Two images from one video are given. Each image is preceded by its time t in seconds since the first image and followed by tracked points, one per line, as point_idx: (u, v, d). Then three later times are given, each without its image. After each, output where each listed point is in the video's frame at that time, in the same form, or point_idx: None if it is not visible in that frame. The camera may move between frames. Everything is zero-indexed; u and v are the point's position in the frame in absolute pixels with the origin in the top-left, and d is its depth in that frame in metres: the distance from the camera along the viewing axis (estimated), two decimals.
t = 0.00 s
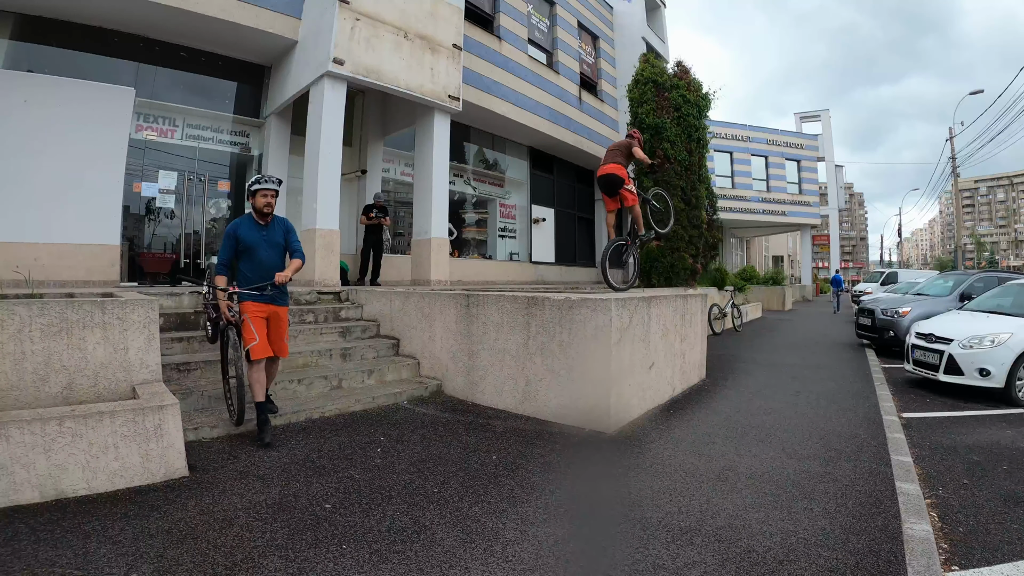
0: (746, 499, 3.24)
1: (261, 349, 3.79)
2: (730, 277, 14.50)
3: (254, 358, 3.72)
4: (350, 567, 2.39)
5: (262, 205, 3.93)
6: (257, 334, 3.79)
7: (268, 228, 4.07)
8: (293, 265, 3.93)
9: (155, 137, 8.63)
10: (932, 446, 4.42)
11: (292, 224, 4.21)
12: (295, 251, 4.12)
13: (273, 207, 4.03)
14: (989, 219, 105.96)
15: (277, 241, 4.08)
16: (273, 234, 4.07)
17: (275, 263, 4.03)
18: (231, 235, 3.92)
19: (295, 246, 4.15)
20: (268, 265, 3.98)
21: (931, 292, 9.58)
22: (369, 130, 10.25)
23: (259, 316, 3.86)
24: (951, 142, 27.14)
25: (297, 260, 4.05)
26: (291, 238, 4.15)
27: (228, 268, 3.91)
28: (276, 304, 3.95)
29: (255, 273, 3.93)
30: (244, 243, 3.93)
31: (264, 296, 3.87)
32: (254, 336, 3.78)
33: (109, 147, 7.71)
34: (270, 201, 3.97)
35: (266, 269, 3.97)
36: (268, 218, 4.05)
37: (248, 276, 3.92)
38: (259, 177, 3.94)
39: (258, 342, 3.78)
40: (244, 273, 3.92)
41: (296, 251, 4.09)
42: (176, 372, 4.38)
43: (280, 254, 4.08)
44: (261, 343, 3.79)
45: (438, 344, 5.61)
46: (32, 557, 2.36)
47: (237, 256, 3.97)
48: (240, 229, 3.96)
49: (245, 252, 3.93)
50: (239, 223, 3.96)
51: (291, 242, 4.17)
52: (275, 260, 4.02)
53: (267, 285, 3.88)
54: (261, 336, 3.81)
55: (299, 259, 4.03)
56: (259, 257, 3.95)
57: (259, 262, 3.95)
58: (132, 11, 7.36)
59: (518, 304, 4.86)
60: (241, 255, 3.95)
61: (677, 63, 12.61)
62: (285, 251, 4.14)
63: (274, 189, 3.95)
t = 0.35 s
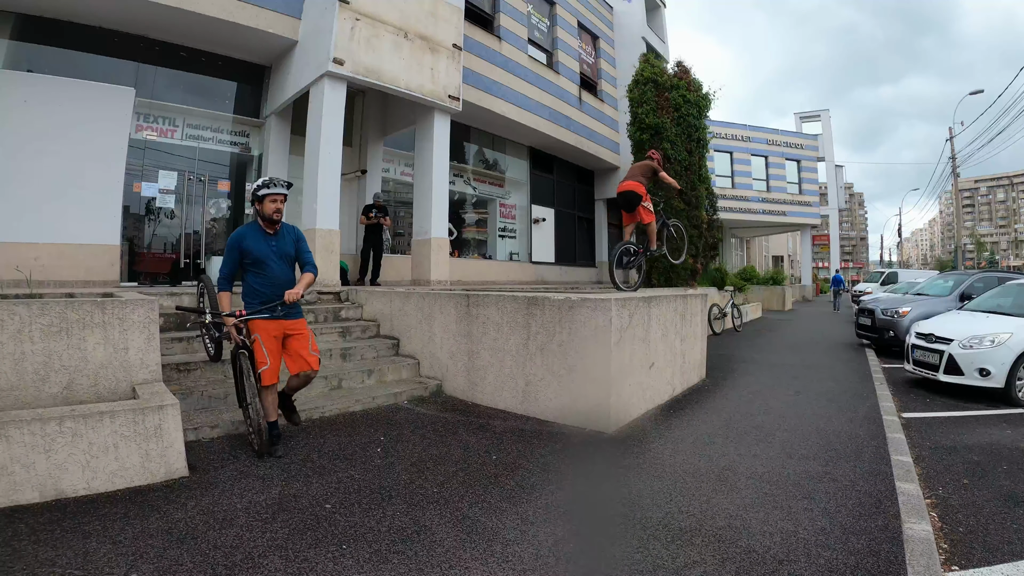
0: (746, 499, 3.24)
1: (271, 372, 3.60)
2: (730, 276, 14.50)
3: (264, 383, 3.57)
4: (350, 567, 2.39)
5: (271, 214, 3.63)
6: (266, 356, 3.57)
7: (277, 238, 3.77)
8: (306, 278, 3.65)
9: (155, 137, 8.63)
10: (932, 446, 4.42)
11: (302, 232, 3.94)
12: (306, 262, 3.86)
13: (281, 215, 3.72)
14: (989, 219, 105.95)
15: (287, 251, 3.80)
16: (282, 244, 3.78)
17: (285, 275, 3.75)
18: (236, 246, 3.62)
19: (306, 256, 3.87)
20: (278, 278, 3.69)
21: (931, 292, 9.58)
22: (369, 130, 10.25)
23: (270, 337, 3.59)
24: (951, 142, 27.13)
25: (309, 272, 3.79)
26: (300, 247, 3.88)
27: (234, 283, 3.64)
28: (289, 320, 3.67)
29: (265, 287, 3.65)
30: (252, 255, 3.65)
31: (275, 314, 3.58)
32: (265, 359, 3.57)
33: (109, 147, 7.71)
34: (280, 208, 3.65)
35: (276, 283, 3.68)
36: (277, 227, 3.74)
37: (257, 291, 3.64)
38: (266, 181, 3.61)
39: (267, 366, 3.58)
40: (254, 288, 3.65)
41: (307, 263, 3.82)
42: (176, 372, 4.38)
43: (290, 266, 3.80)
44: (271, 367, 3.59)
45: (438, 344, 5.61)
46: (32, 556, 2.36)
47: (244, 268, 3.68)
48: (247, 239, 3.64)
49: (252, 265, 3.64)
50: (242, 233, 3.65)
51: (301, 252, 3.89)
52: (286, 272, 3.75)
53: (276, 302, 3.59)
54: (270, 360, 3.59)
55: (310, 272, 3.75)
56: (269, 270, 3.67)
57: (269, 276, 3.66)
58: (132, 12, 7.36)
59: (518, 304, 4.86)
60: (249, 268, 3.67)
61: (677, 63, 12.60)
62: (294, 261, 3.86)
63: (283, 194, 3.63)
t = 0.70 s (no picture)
0: (745, 499, 3.25)
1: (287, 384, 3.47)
2: (730, 276, 14.50)
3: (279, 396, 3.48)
4: (350, 567, 2.39)
5: (296, 213, 3.35)
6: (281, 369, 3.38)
7: (300, 239, 3.48)
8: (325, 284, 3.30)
9: (155, 136, 8.63)
10: (932, 446, 4.42)
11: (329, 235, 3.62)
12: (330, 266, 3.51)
13: (310, 215, 3.43)
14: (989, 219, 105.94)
15: (310, 254, 3.48)
16: (305, 246, 3.48)
17: (305, 280, 3.46)
18: (254, 244, 3.36)
19: (331, 261, 3.53)
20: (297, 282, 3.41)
21: (931, 292, 9.58)
22: (369, 130, 10.25)
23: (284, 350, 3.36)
24: (951, 142, 27.14)
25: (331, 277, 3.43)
26: (325, 250, 3.55)
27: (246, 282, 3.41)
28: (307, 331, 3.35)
29: (278, 291, 3.39)
30: (269, 256, 3.37)
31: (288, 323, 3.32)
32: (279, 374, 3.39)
33: (109, 147, 7.71)
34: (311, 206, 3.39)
35: (295, 288, 3.42)
36: (303, 226, 3.46)
37: (269, 294, 3.39)
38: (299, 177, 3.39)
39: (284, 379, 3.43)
40: (267, 291, 3.40)
41: (330, 268, 3.48)
42: (176, 372, 4.38)
43: (311, 271, 3.50)
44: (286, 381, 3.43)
45: (438, 345, 5.61)
46: (32, 556, 2.36)
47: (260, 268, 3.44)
48: (267, 238, 3.37)
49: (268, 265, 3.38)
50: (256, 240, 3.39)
51: (327, 256, 3.57)
52: (306, 276, 3.46)
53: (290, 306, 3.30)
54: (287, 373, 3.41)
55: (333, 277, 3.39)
56: (288, 274, 3.40)
57: (287, 280, 3.40)
58: (131, 12, 7.36)
59: (518, 304, 4.86)
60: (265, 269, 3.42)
61: (677, 63, 12.60)
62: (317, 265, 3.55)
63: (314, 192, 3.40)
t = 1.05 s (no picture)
0: (745, 499, 3.25)
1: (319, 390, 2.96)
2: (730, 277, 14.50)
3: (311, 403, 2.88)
4: (350, 567, 2.39)
5: (329, 200, 3.07)
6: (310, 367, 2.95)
7: (330, 229, 3.19)
8: (360, 285, 3.08)
9: (155, 137, 8.64)
10: (932, 446, 4.42)
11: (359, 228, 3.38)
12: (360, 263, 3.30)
13: (344, 204, 3.16)
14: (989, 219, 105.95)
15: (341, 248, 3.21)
16: (336, 239, 3.19)
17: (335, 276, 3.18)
18: (281, 233, 3.05)
19: (360, 257, 3.33)
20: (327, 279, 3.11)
21: (930, 292, 9.58)
22: (369, 130, 10.24)
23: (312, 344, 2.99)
24: (951, 142, 27.16)
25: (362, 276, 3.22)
26: (355, 245, 3.31)
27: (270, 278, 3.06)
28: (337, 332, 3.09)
29: (307, 288, 3.09)
30: (298, 247, 3.06)
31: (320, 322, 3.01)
32: (311, 371, 2.94)
33: (109, 147, 7.71)
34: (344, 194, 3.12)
35: (324, 285, 3.11)
36: (334, 216, 3.19)
37: (297, 291, 3.07)
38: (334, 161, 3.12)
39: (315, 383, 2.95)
40: (295, 288, 3.07)
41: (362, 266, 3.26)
42: (177, 372, 4.38)
43: (341, 267, 3.23)
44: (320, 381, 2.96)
45: (438, 345, 5.61)
46: (32, 556, 2.36)
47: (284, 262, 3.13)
48: (296, 228, 3.07)
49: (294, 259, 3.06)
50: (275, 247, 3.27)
51: (356, 251, 3.34)
52: (336, 272, 3.18)
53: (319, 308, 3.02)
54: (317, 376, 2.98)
55: (365, 277, 3.18)
56: (318, 269, 3.10)
57: (316, 275, 3.09)
58: (131, 11, 7.36)
59: (518, 304, 4.86)
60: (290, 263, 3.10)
61: (677, 63, 12.60)
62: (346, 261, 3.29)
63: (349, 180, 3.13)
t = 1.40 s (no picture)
0: (745, 498, 3.25)
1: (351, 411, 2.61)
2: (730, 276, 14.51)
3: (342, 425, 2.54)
4: (350, 567, 2.39)
5: (355, 193, 2.69)
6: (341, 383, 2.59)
7: (356, 227, 2.84)
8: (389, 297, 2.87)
9: (155, 136, 8.64)
10: (932, 446, 4.42)
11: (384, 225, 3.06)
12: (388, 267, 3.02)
13: (370, 198, 2.79)
14: (989, 219, 105.93)
15: (369, 248, 2.87)
16: (363, 237, 2.85)
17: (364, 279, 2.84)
18: (304, 230, 2.69)
19: (386, 261, 3.04)
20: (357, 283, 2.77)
21: (930, 292, 9.58)
22: (369, 130, 10.24)
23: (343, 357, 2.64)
24: (951, 142, 27.16)
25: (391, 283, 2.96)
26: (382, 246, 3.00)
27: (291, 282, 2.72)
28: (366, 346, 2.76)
29: (334, 292, 2.72)
30: (324, 247, 2.70)
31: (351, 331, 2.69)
32: (343, 390, 2.58)
33: (109, 147, 7.72)
34: (368, 187, 2.75)
35: (354, 289, 2.76)
36: (358, 211, 2.82)
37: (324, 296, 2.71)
38: (358, 149, 2.73)
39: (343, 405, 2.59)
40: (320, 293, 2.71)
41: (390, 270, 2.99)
42: (176, 372, 4.38)
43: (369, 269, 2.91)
44: (353, 400, 2.62)
45: (438, 344, 5.62)
46: (32, 556, 2.36)
47: (305, 263, 2.77)
48: (320, 225, 2.72)
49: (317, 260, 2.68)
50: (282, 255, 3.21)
51: (382, 252, 3.02)
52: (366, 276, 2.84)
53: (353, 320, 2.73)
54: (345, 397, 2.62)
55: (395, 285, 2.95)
56: (347, 271, 2.74)
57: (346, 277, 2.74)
58: (131, 11, 7.36)
59: (518, 304, 4.86)
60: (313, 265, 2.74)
61: (677, 63, 12.59)
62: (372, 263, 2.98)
63: (376, 171, 2.76)
